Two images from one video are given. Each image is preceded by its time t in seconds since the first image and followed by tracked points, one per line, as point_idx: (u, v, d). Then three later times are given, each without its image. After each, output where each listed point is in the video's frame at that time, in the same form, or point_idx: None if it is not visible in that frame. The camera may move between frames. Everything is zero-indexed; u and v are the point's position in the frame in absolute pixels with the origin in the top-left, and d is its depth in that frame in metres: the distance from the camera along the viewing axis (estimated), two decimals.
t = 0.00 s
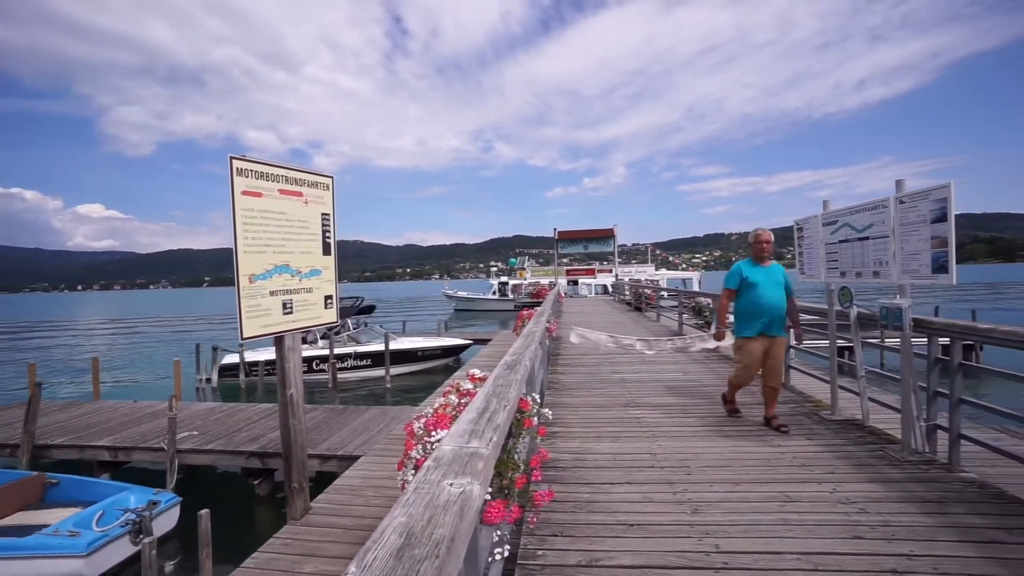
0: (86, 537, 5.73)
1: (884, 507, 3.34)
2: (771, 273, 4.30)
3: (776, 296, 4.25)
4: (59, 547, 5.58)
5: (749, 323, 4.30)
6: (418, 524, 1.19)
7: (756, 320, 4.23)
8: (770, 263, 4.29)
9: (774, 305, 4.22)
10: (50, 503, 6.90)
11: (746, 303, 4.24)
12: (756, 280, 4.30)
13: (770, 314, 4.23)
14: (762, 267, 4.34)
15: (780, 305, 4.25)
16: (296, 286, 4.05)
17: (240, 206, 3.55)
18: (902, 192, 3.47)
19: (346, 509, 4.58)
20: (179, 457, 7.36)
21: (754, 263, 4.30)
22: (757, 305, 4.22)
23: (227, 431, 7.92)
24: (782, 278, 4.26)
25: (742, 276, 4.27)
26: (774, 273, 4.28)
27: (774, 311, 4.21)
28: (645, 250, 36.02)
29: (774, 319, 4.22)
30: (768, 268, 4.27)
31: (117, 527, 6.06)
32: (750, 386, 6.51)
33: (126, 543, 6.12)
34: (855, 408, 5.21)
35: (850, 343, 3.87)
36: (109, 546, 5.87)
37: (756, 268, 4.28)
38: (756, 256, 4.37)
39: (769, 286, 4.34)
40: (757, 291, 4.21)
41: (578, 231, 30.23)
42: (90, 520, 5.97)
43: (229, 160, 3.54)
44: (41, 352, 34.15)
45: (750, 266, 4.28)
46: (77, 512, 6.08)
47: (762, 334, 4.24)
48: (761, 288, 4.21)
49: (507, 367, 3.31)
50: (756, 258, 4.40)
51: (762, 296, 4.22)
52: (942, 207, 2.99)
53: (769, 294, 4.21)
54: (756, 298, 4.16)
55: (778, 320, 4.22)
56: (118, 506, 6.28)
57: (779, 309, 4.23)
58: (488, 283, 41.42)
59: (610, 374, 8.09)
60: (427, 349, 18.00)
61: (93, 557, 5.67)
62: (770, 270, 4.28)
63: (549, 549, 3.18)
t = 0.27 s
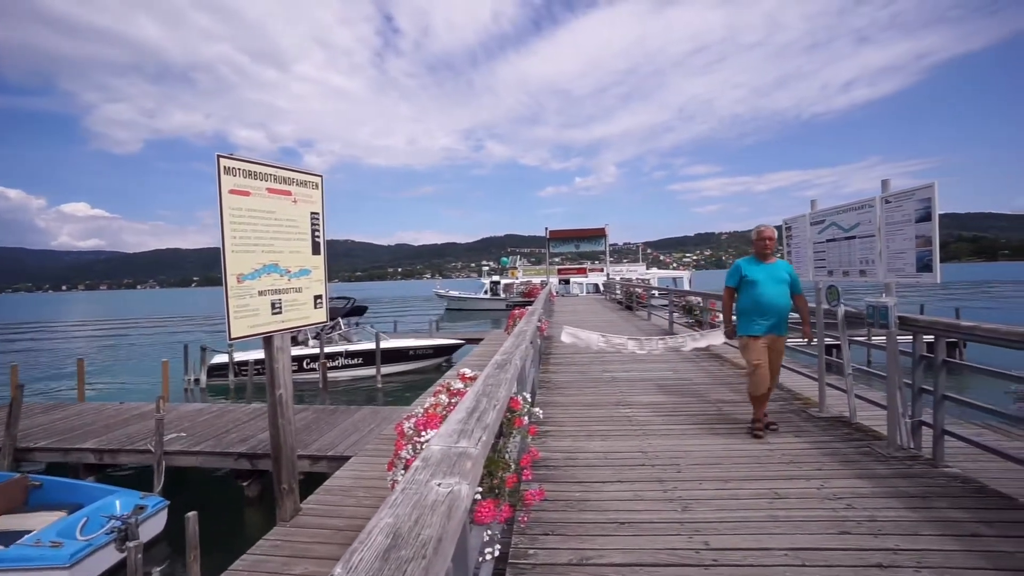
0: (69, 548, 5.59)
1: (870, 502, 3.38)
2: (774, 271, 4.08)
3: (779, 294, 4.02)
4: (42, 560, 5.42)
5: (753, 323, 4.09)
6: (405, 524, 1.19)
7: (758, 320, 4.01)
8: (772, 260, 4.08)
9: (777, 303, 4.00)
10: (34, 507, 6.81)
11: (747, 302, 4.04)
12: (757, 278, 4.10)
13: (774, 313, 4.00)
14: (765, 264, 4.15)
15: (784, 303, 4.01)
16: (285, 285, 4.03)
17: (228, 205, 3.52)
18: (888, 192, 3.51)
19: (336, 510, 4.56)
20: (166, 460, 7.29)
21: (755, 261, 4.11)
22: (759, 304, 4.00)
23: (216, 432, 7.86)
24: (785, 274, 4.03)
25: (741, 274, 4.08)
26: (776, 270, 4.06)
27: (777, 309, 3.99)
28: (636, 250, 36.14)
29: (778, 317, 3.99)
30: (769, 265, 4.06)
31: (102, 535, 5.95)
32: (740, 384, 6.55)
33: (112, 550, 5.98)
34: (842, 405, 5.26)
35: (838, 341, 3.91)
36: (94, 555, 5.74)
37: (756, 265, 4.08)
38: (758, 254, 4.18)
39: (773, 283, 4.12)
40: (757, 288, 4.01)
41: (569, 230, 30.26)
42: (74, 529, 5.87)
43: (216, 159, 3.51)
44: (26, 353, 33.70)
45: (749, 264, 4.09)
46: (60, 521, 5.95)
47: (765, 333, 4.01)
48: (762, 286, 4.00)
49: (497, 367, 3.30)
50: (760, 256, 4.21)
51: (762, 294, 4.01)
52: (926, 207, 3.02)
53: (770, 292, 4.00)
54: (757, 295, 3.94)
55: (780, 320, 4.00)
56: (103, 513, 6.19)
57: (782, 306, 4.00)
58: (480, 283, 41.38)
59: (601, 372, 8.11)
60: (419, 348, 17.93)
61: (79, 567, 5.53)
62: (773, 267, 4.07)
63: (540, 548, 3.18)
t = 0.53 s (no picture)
0: (54, 546, 5.54)
1: (856, 500, 3.41)
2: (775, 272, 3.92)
3: (781, 296, 3.87)
4: (27, 560, 5.35)
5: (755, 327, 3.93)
6: (393, 522, 1.19)
7: (761, 323, 3.85)
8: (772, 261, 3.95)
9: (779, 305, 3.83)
10: (19, 503, 6.73)
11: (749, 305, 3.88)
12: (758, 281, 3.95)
13: (776, 316, 3.84)
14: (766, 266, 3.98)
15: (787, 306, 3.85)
16: (276, 282, 4.01)
17: (218, 200, 3.50)
18: (877, 194, 3.53)
19: (327, 508, 4.55)
20: (155, 457, 7.23)
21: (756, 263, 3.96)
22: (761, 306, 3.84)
23: (205, 429, 7.82)
24: (786, 275, 3.89)
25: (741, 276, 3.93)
26: (777, 271, 3.92)
27: (780, 311, 3.83)
28: (629, 249, 36.24)
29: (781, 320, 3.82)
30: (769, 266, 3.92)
31: (89, 532, 5.90)
32: (731, 383, 6.59)
33: (100, 546, 5.95)
34: (832, 404, 5.31)
35: (827, 341, 3.94)
36: (81, 552, 5.70)
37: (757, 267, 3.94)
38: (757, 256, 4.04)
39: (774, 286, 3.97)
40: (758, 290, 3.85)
41: (563, 229, 30.25)
42: (58, 527, 5.81)
43: (207, 154, 3.48)
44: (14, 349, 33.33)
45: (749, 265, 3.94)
46: (45, 518, 5.90)
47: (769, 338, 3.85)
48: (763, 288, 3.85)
49: (489, 365, 3.30)
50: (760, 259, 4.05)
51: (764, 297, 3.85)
52: (914, 209, 3.05)
53: (772, 294, 3.84)
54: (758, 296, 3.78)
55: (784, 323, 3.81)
56: (89, 509, 6.13)
57: (785, 309, 3.84)
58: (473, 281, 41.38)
59: (593, 371, 8.13)
60: (412, 347, 17.89)
61: (65, 565, 5.48)
62: (773, 268, 3.93)
63: (531, 545, 3.19)
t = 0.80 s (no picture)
0: (33, 542, 5.43)
1: (841, 498, 3.44)
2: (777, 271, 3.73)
3: (783, 295, 3.69)
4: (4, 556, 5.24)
5: (758, 328, 3.77)
6: (378, 523, 1.18)
7: (762, 325, 3.69)
8: (773, 258, 3.77)
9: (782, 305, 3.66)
10: None
11: (750, 306, 3.72)
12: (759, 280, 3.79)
13: (779, 316, 3.67)
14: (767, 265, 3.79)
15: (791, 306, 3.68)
16: (263, 279, 3.97)
17: (205, 195, 3.46)
18: (864, 195, 3.56)
19: (314, 507, 4.52)
20: (138, 456, 7.15)
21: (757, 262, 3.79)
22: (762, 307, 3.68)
23: (191, 427, 7.74)
24: (788, 273, 3.70)
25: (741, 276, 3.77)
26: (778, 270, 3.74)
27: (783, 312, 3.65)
28: (619, 248, 36.36)
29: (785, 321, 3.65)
30: (770, 264, 3.75)
31: (69, 527, 5.81)
32: (719, 382, 6.63)
33: (80, 542, 5.85)
34: (818, 404, 5.36)
35: (813, 341, 3.96)
36: (60, 548, 5.60)
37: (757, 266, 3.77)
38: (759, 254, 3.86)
39: (776, 284, 3.80)
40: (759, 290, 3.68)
41: (554, 229, 30.27)
42: (38, 522, 5.70)
43: (194, 148, 3.44)
44: None
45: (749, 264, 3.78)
46: (24, 513, 5.78)
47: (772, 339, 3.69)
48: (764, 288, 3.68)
49: (478, 364, 3.29)
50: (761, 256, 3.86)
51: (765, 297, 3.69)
52: (899, 210, 3.08)
53: (773, 294, 3.66)
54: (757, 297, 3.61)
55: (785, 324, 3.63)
56: (69, 504, 6.01)
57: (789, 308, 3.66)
58: (464, 279, 41.33)
59: (583, 369, 8.15)
60: (402, 348, 17.84)
61: (43, 561, 5.38)
62: (775, 265, 3.75)
63: (519, 544, 3.19)
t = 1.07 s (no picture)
0: (5, 546, 5.31)
1: (826, 502, 3.45)
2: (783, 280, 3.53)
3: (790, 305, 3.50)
4: None
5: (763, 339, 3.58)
6: (363, 531, 1.17)
7: (769, 335, 3.49)
8: (780, 266, 3.58)
9: (790, 315, 3.47)
10: None
11: (755, 314, 3.53)
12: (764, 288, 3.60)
13: (786, 326, 3.47)
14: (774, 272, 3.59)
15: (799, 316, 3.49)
16: (251, 282, 3.94)
17: (192, 197, 3.42)
18: (848, 203, 3.60)
19: (300, 513, 4.47)
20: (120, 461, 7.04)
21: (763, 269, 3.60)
22: (768, 316, 3.48)
23: (175, 432, 7.64)
24: (796, 281, 3.51)
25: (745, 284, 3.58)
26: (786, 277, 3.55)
27: (790, 321, 3.46)
28: (609, 253, 36.49)
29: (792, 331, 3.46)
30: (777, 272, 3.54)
31: (45, 532, 5.68)
32: (707, 387, 6.66)
33: (56, 547, 5.73)
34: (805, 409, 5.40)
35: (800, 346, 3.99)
36: (34, 552, 5.48)
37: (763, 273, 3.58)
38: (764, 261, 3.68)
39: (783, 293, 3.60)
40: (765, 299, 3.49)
41: (545, 233, 30.28)
42: (12, 527, 5.57)
43: (181, 150, 3.41)
44: None
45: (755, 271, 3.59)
46: None
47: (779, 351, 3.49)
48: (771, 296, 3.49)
49: (466, 369, 3.28)
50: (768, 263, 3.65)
51: (771, 306, 3.50)
52: (883, 218, 3.11)
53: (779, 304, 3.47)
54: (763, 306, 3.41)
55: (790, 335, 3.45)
56: (46, 509, 5.89)
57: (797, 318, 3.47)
58: (454, 283, 41.26)
59: (572, 374, 8.16)
60: (392, 353, 17.76)
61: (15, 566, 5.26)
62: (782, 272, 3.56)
63: (507, 550, 3.17)
